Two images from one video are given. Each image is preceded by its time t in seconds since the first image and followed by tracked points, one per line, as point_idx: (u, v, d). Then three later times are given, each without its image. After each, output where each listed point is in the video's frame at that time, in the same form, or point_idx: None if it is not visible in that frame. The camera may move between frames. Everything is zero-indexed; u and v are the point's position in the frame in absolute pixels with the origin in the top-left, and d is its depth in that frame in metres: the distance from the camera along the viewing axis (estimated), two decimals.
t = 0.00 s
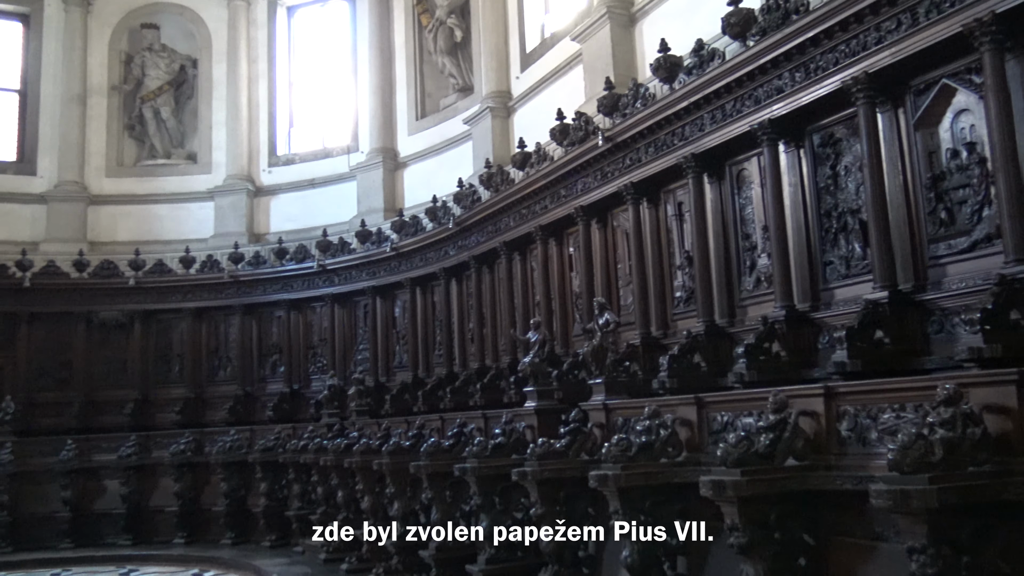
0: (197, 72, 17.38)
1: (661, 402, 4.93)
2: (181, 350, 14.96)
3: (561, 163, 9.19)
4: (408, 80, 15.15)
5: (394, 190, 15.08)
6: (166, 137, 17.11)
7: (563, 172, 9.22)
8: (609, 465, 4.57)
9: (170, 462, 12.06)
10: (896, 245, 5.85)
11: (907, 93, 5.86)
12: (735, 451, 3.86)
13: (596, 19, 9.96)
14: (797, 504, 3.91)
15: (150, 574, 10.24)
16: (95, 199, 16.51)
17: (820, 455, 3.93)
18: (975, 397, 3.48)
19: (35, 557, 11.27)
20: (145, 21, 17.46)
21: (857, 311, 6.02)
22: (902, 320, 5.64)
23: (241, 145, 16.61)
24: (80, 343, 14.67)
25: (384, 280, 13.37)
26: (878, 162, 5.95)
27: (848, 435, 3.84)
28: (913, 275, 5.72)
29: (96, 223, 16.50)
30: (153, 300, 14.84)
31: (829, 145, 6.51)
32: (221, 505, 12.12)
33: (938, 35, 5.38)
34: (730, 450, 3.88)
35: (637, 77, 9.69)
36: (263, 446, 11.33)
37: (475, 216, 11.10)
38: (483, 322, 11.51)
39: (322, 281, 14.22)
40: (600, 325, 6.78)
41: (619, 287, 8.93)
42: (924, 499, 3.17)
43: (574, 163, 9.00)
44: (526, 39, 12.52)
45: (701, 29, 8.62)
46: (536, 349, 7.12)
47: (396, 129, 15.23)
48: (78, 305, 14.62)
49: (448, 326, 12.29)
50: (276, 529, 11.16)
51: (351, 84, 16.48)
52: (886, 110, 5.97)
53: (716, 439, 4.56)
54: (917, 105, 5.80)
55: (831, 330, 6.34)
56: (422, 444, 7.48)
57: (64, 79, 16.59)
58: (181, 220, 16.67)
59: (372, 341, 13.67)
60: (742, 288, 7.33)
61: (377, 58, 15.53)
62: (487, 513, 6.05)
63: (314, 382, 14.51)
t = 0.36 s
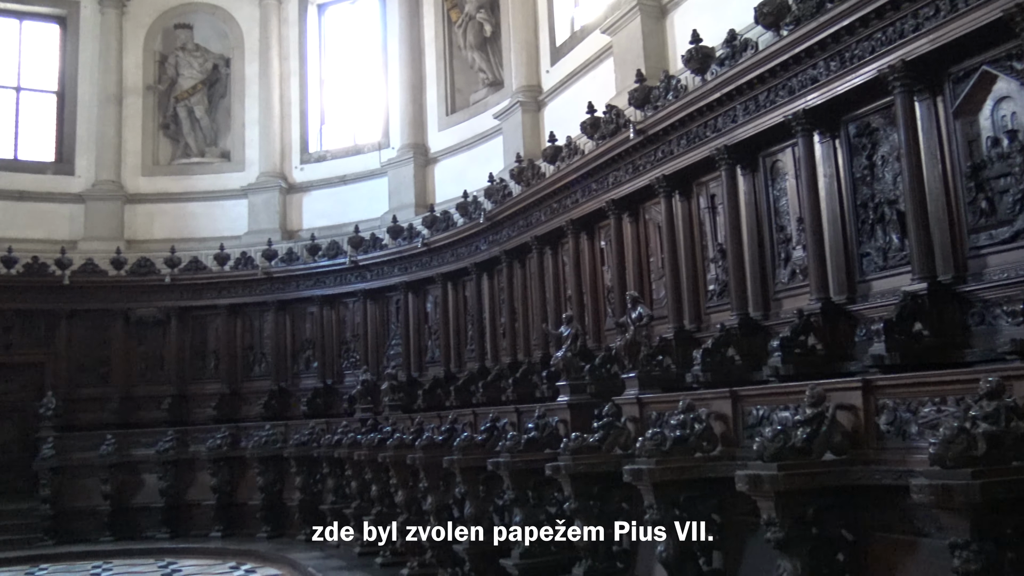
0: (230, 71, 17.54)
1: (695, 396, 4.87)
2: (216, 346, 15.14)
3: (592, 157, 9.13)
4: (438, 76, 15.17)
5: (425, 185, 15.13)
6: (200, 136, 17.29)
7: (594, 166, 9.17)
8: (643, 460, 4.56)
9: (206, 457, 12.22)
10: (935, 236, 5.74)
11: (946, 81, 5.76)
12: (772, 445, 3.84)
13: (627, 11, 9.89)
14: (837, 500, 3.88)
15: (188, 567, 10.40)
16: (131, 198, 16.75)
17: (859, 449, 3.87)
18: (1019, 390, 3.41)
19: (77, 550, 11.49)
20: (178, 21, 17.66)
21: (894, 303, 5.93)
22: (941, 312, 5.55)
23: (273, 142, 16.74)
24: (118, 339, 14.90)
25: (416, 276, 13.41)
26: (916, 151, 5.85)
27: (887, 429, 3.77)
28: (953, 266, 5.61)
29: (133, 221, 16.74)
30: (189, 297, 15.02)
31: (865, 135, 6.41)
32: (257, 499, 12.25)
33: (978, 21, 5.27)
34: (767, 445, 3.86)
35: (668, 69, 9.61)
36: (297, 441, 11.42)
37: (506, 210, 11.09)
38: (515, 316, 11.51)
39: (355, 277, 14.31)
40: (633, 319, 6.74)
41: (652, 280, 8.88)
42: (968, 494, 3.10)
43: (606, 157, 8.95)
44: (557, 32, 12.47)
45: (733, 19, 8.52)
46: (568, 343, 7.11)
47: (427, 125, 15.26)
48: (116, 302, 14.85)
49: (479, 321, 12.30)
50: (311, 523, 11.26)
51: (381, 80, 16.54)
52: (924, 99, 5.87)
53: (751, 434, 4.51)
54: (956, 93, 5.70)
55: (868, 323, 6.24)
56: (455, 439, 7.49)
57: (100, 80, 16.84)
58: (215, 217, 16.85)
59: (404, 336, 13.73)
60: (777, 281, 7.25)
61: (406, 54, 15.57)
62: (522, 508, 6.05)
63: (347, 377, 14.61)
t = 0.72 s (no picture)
0: (262, 69, 17.69)
1: (730, 390, 4.84)
2: (251, 342, 15.30)
3: (623, 150, 9.08)
4: (468, 71, 15.17)
5: (456, 181, 15.15)
6: (233, 134, 17.47)
7: (626, 159, 9.11)
8: (678, 454, 4.53)
9: (243, 452, 12.38)
10: (975, 227, 5.64)
11: (986, 68, 5.65)
12: (810, 439, 3.79)
13: (657, 3, 9.82)
14: (876, 495, 3.81)
15: (226, 560, 10.54)
16: (166, 196, 16.98)
17: (898, 444, 3.82)
18: None
19: (117, 543, 11.71)
20: (211, 21, 17.83)
21: (933, 296, 5.83)
22: (981, 304, 5.45)
23: (305, 140, 16.85)
24: (155, 336, 15.11)
25: (447, 271, 13.44)
26: (955, 141, 5.75)
27: (927, 423, 3.72)
28: (994, 257, 5.51)
29: (169, 219, 16.97)
30: (224, 294, 15.20)
31: (902, 124, 6.32)
32: (292, 493, 12.37)
33: (1018, 6, 5.16)
34: (804, 439, 3.82)
35: (701, 61, 9.53)
36: (331, 436, 11.51)
37: (537, 205, 11.07)
38: (547, 311, 11.49)
39: (387, 273, 14.37)
40: (666, 313, 6.69)
41: (685, 274, 8.82)
42: (1011, 489, 3.03)
43: (637, 149, 8.89)
44: (587, 26, 12.41)
45: (767, 9, 8.42)
46: (600, 338, 7.08)
47: (457, 120, 15.28)
48: (153, 299, 15.06)
49: (511, 317, 12.30)
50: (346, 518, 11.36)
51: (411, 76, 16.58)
52: (964, 87, 5.76)
53: (788, 428, 4.46)
54: (996, 81, 5.58)
55: (906, 316, 6.15)
56: (489, 434, 7.50)
57: (136, 80, 17.08)
58: (249, 214, 17.02)
59: (437, 332, 13.77)
60: (812, 274, 7.16)
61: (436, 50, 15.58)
62: (556, 502, 6.01)
63: (380, 372, 14.67)
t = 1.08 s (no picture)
0: (294, 68, 17.83)
1: (766, 385, 4.80)
2: (285, 339, 15.44)
3: (655, 144, 9.02)
4: (499, 66, 15.15)
5: (487, 177, 15.15)
6: (267, 132, 17.62)
7: (658, 152, 9.05)
8: (714, 450, 4.45)
9: (278, 448, 12.52)
10: (1017, 218, 5.52)
11: None
12: (849, 435, 3.75)
13: None
14: (917, 492, 3.77)
15: (263, 555, 10.66)
16: (202, 195, 17.18)
17: (940, 439, 3.76)
18: None
19: (157, 538, 11.89)
20: (245, 21, 17.99)
21: (974, 288, 5.73)
22: None
23: (337, 137, 16.96)
24: (192, 333, 15.31)
25: (479, 267, 13.45)
26: (996, 130, 5.64)
27: (970, 417, 3.65)
28: None
29: (204, 218, 17.17)
30: (259, 291, 15.35)
31: (941, 114, 6.21)
32: (327, 488, 12.47)
33: None
34: (843, 434, 3.77)
35: (733, 52, 9.44)
36: (365, 432, 11.57)
37: (569, 200, 11.04)
38: (579, 306, 11.47)
39: (419, 269, 14.41)
40: (701, 307, 6.63)
41: (719, 268, 8.74)
42: None
43: (669, 143, 8.83)
44: (618, 19, 12.34)
45: None
46: (634, 333, 7.05)
47: (488, 116, 15.28)
48: (190, 297, 15.26)
49: (544, 312, 12.28)
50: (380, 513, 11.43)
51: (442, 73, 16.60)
52: (1005, 75, 5.64)
53: (826, 423, 4.43)
54: None
55: (947, 308, 6.04)
56: (523, 430, 7.49)
57: (171, 81, 17.30)
58: (283, 212, 17.15)
59: (469, 328, 13.79)
60: (849, 267, 7.06)
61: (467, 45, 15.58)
62: (590, 498, 5.96)
63: (413, 368, 14.72)
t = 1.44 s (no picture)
0: (327, 66, 17.94)
1: (803, 379, 4.76)
2: (320, 336, 15.57)
3: (689, 138, 8.95)
4: (530, 61, 15.12)
5: (519, 172, 15.14)
6: (300, 131, 17.76)
7: (692, 146, 8.98)
8: (751, 445, 4.40)
9: (314, 443, 12.63)
10: None
11: None
12: (889, 429, 3.69)
13: None
14: (960, 488, 3.70)
15: (300, 549, 10.76)
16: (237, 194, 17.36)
17: (983, 433, 3.70)
18: None
19: (196, 532, 12.07)
20: (277, 20, 18.13)
21: (1017, 280, 5.61)
22: None
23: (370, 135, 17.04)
24: (229, 330, 15.50)
25: (512, 263, 13.45)
26: None
27: (1015, 411, 3.57)
28: None
29: (239, 216, 17.35)
30: (295, 288, 15.49)
31: (982, 103, 6.09)
32: (362, 484, 12.56)
33: None
34: (883, 429, 3.71)
35: (768, 43, 9.33)
36: (400, 428, 11.62)
37: (602, 195, 10.99)
38: (613, 302, 11.42)
39: (452, 265, 14.44)
40: (737, 301, 6.56)
41: (754, 262, 8.66)
42: None
43: (703, 136, 8.75)
44: (650, 12, 12.24)
45: None
46: (668, 328, 6.99)
47: (520, 111, 15.26)
48: (226, 294, 15.44)
49: (577, 307, 12.25)
50: (415, 508, 11.49)
51: (473, 69, 16.61)
52: None
53: (865, 417, 4.39)
54: None
55: (989, 301, 5.93)
56: (557, 425, 7.47)
57: (206, 81, 17.50)
58: (317, 210, 17.27)
59: (502, 324, 13.79)
60: (887, 260, 6.96)
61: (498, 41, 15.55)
62: (625, 493, 5.92)
63: (447, 364, 14.75)
